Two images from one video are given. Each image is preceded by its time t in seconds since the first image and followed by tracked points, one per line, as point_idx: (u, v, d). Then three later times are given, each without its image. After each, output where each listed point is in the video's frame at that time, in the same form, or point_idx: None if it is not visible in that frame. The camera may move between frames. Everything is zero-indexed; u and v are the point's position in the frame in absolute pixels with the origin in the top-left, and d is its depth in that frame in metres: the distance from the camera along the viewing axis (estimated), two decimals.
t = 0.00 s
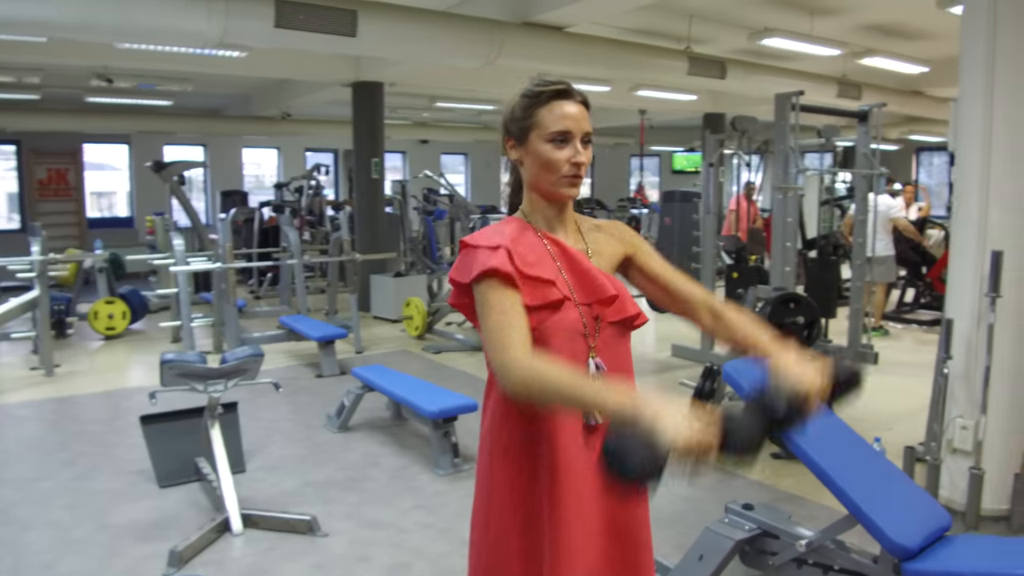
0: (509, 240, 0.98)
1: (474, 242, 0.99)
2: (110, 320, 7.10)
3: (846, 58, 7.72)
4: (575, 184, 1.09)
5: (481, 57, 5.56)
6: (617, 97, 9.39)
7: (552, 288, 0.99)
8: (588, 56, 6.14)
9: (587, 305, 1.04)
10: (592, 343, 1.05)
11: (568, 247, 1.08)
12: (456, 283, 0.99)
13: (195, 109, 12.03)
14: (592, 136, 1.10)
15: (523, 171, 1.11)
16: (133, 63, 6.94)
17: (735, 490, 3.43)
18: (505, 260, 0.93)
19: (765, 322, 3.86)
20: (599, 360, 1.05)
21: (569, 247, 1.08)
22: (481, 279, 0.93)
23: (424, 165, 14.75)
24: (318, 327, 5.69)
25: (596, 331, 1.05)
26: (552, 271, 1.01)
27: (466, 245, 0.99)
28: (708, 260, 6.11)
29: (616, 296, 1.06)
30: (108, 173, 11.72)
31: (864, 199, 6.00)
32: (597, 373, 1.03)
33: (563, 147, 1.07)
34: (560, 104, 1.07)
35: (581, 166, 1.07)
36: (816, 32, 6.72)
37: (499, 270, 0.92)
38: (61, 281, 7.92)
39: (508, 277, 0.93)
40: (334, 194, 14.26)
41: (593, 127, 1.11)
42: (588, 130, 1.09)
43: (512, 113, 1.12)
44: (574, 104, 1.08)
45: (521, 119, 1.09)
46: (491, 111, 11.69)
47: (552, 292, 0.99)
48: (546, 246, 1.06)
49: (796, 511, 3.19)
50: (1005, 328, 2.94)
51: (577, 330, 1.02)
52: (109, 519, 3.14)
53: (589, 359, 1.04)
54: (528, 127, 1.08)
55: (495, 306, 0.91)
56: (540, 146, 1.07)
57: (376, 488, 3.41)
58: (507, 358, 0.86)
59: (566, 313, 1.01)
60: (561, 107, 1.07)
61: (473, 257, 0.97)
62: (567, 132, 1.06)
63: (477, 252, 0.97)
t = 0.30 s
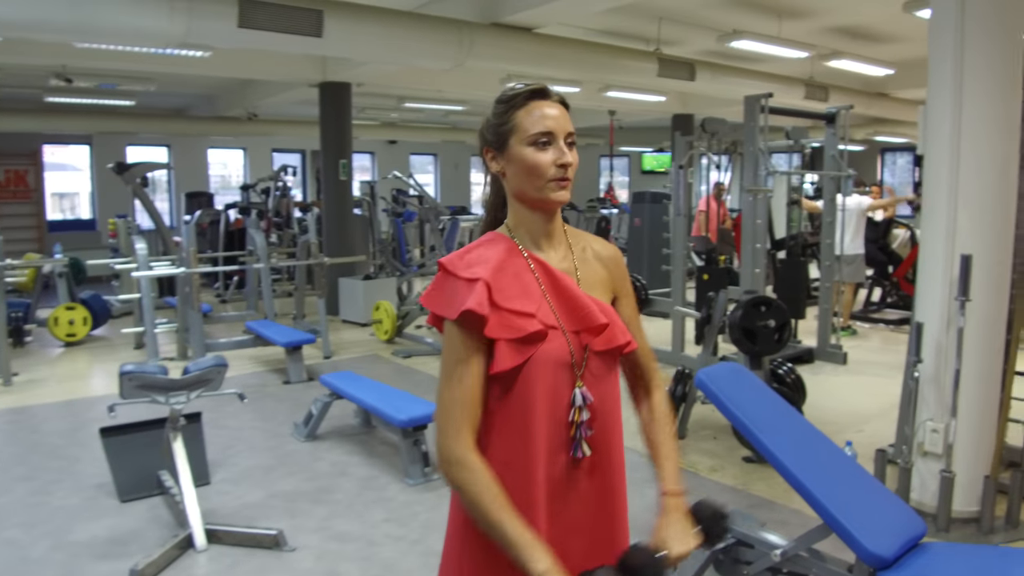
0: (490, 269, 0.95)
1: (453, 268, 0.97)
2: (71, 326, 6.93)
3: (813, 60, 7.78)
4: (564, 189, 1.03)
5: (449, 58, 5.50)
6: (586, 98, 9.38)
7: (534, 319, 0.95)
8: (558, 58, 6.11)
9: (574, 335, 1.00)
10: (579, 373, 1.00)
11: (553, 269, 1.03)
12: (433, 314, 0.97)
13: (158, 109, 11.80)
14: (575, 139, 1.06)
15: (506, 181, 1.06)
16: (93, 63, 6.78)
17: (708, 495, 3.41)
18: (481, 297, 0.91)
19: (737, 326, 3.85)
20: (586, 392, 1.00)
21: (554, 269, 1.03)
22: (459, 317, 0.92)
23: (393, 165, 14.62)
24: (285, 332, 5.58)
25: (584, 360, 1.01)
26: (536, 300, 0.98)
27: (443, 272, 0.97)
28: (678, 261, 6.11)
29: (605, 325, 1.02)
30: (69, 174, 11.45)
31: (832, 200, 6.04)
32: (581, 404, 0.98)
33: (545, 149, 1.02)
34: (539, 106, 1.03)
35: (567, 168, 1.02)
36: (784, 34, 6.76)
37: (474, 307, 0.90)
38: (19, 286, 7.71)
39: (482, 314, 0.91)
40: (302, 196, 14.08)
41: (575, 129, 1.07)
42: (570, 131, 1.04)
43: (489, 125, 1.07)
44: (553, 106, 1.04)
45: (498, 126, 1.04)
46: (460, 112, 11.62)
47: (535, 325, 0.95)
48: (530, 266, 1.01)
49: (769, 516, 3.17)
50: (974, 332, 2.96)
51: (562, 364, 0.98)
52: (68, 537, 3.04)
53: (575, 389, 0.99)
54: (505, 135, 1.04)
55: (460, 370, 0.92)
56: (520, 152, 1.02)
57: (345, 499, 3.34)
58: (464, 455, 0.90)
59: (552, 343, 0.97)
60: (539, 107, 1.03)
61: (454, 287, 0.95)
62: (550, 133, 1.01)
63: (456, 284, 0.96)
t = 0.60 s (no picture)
0: (473, 298, 0.91)
1: (432, 293, 0.93)
2: (37, 332, 6.75)
3: (790, 61, 7.77)
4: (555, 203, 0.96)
5: (424, 58, 5.40)
6: (563, 99, 9.31)
7: (518, 357, 0.90)
8: (535, 58, 6.03)
9: (561, 373, 0.94)
10: (565, 413, 0.94)
11: (541, 297, 0.98)
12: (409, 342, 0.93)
13: (129, 109, 11.56)
14: (564, 147, 0.99)
15: (490, 195, 0.99)
16: (58, 61, 6.60)
17: (689, 504, 3.35)
18: (459, 331, 0.87)
19: (716, 331, 3.80)
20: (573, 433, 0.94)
21: (542, 297, 0.98)
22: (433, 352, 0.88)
23: (369, 165, 14.47)
24: (257, 338, 5.46)
25: (570, 400, 0.95)
26: (520, 336, 0.93)
27: (420, 296, 0.93)
28: (657, 264, 6.05)
29: (595, 364, 0.96)
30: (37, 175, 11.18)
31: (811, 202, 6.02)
32: (566, 449, 0.92)
33: (532, 159, 0.95)
34: (523, 114, 0.97)
35: (558, 179, 0.95)
36: (762, 35, 6.74)
37: (453, 343, 0.86)
38: None
39: (462, 350, 0.87)
40: (277, 196, 13.89)
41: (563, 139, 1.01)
42: (559, 140, 0.98)
43: (469, 138, 1.01)
44: (540, 114, 0.97)
45: (479, 137, 0.98)
46: (436, 112, 11.51)
47: (518, 364, 0.90)
48: (517, 292, 0.97)
49: (750, 525, 3.12)
50: (956, 338, 2.93)
51: (546, 405, 0.93)
52: (27, 557, 2.91)
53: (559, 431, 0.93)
54: (488, 145, 0.97)
55: (430, 406, 0.90)
56: (504, 162, 0.96)
57: (317, 513, 3.24)
58: (423, 497, 0.91)
59: (536, 384, 0.92)
60: (524, 115, 0.96)
61: (432, 316, 0.91)
62: (536, 143, 0.95)
63: (434, 312, 0.91)
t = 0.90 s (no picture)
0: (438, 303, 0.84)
1: (393, 299, 0.85)
2: (10, 337, 6.60)
3: (773, 61, 7.76)
4: (521, 220, 0.90)
5: (405, 57, 5.33)
6: (546, 98, 9.26)
7: (484, 363, 0.84)
8: (517, 58, 5.97)
9: (530, 379, 0.89)
10: (534, 422, 0.89)
11: (506, 304, 0.92)
12: (370, 351, 0.85)
13: (106, 108, 11.39)
14: (539, 161, 0.92)
15: (455, 204, 0.92)
16: (30, 60, 6.46)
17: (676, 511, 3.30)
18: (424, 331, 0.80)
19: (703, 335, 3.75)
20: (543, 441, 0.89)
21: (506, 305, 0.91)
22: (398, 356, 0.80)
23: (350, 165, 14.35)
24: (236, 342, 5.35)
25: (538, 408, 0.89)
26: (485, 340, 0.86)
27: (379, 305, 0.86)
28: (641, 265, 6.00)
29: (563, 371, 0.90)
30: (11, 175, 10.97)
31: (795, 203, 5.99)
32: (538, 457, 0.88)
33: (501, 173, 0.88)
34: (497, 123, 0.89)
35: (524, 198, 0.88)
36: (746, 35, 6.73)
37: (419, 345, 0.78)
38: None
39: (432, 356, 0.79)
40: (257, 196, 13.74)
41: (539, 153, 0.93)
42: (533, 154, 0.90)
43: (442, 140, 0.93)
44: (514, 124, 0.89)
45: (449, 142, 0.91)
46: (418, 111, 11.42)
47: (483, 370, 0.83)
48: (480, 299, 0.90)
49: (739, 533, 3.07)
50: (945, 343, 2.90)
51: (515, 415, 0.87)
52: None
53: (529, 440, 0.88)
54: (457, 152, 0.90)
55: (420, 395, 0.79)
56: (473, 173, 0.88)
57: (296, 524, 3.15)
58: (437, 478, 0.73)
59: (503, 390, 0.86)
60: (497, 127, 0.89)
61: (393, 321, 0.83)
62: (506, 156, 0.87)
63: (397, 316, 0.84)
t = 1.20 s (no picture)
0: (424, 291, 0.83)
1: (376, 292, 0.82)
2: None
3: (762, 61, 7.75)
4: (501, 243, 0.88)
5: (393, 58, 5.27)
6: (534, 99, 9.23)
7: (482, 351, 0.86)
8: (505, 58, 5.92)
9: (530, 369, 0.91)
10: (540, 418, 0.91)
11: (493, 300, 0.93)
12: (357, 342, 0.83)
13: (88, 108, 11.24)
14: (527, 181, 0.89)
15: (438, 219, 0.90)
16: (10, 58, 6.34)
17: (671, 517, 3.27)
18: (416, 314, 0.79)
19: (696, 339, 3.71)
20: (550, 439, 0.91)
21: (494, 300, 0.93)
22: (381, 329, 0.77)
23: (336, 166, 14.25)
24: (222, 347, 5.27)
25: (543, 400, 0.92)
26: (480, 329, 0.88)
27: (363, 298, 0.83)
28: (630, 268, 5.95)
29: (563, 356, 0.93)
30: None
31: (785, 205, 5.96)
32: (547, 455, 0.90)
33: (487, 196, 0.85)
34: (487, 143, 0.85)
35: (508, 226, 0.86)
36: (736, 36, 6.71)
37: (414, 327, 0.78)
38: None
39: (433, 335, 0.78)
40: (242, 197, 13.61)
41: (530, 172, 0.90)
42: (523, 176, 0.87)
43: (428, 148, 0.90)
44: (503, 145, 0.86)
45: (438, 156, 0.87)
46: (404, 112, 11.35)
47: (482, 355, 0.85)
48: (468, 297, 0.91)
49: (734, 540, 3.05)
50: (942, 347, 2.88)
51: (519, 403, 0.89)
52: None
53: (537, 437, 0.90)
54: (446, 168, 0.86)
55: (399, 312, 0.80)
56: (458, 193, 0.85)
57: (285, 535, 3.09)
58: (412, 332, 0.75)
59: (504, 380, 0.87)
60: (486, 147, 0.85)
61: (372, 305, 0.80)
62: (494, 179, 0.84)
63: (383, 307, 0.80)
